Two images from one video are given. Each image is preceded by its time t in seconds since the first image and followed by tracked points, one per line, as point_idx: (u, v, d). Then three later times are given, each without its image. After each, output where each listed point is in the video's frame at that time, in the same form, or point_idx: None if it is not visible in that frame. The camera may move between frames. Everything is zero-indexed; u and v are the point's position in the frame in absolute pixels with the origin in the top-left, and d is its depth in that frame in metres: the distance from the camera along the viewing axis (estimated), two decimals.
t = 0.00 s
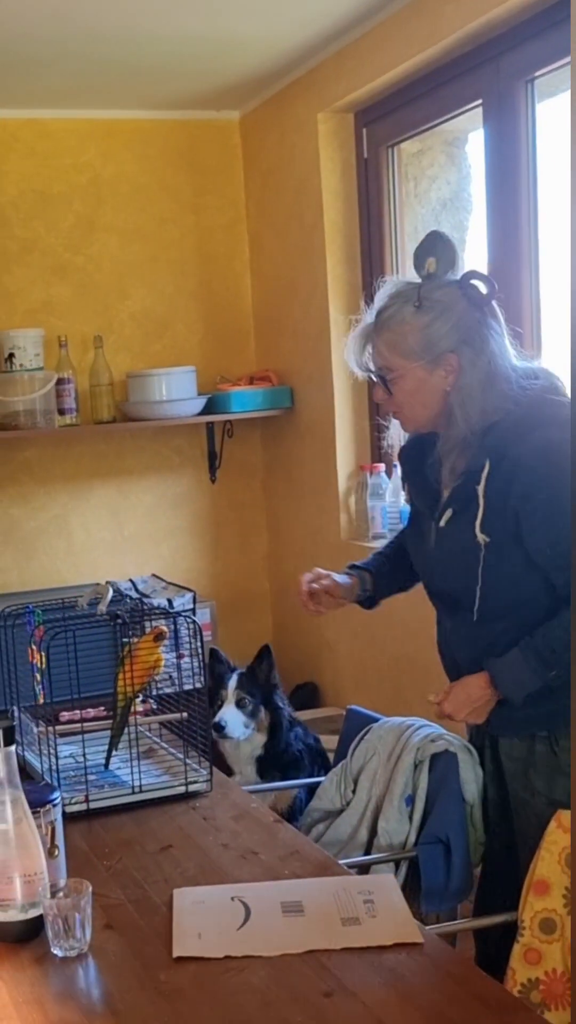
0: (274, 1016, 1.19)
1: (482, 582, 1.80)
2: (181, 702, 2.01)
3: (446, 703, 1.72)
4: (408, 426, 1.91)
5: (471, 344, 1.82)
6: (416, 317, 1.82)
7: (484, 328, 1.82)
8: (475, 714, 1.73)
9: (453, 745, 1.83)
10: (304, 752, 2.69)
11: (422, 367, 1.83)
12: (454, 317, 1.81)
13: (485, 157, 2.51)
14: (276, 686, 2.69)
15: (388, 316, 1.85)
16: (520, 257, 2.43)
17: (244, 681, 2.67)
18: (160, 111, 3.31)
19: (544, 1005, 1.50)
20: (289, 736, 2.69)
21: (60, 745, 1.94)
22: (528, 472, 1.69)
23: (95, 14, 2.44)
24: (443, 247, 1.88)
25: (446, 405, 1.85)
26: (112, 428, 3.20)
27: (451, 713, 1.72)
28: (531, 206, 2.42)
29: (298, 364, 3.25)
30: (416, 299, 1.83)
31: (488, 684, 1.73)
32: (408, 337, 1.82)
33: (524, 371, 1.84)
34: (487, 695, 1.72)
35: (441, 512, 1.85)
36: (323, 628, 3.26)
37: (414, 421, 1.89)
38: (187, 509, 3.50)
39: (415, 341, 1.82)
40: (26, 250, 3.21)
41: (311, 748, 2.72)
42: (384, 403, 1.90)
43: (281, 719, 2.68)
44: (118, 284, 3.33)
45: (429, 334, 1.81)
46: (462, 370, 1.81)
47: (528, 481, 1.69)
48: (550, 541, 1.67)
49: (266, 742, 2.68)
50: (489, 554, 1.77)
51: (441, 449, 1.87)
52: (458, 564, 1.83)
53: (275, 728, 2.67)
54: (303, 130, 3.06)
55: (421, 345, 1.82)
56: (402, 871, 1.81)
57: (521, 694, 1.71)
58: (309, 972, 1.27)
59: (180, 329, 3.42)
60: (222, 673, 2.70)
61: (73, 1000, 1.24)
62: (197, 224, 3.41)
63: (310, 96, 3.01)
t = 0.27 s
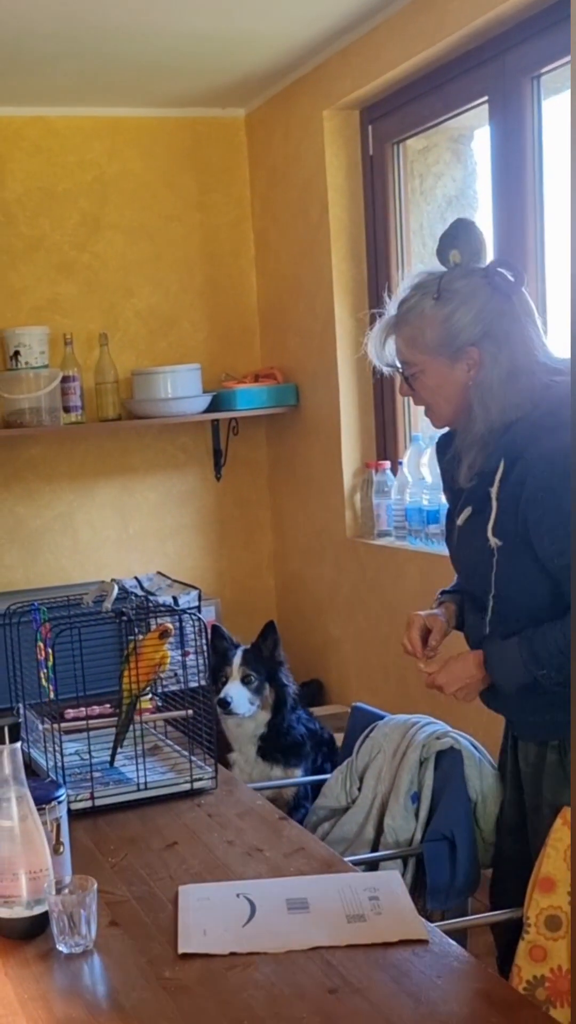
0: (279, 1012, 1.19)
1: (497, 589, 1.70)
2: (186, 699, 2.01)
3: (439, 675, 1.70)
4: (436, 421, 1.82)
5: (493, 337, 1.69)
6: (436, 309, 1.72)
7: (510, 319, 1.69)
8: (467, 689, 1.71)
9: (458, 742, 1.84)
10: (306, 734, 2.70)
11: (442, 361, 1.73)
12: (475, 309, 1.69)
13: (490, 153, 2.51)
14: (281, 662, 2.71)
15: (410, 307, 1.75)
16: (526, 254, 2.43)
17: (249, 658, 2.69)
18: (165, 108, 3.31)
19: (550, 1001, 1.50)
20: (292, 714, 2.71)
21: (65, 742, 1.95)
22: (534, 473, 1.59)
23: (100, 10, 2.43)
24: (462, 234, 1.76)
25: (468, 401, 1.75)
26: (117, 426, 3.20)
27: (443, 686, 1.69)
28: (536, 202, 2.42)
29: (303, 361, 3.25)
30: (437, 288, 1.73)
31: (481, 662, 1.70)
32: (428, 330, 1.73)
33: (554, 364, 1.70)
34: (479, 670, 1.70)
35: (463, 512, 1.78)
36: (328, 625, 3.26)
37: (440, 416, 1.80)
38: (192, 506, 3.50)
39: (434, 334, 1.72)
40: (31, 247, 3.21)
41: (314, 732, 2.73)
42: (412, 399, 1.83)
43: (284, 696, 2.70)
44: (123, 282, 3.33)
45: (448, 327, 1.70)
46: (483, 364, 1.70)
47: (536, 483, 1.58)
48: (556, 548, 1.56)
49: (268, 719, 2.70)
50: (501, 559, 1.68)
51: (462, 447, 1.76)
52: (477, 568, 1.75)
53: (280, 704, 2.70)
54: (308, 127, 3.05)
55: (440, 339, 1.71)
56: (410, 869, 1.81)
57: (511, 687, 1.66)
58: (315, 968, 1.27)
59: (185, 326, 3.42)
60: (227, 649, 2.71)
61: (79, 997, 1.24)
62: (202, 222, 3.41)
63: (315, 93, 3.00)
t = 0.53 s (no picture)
0: (282, 1009, 1.19)
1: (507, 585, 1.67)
2: (189, 697, 2.01)
3: (437, 654, 1.67)
4: (455, 411, 1.77)
5: (513, 324, 1.65)
6: (455, 295, 1.68)
7: (531, 307, 1.65)
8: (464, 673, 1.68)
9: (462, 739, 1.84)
10: (310, 716, 2.71)
11: (461, 348, 1.69)
12: (494, 295, 1.65)
13: (494, 150, 2.51)
14: (285, 641, 2.70)
15: (429, 293, 1.72)
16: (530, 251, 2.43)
17: (252, 634, 2.69)
18: (169, 105, 3.31)
19: (554, 999, 1.49)
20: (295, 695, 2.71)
21: (69, 740, 1.95)
22: (547, 470, 1.57)
23: (103, 6, 2.43)
24: (483, 220, 1.72)
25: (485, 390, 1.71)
26: (120, 423, 3.20)
27: (440, 665, 1.67)
28: (540, 199, 2.42)
29: (307, 358, 3.25)
30: (458, 274, 1.69)
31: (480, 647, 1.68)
32: (446, 317, 1.69)
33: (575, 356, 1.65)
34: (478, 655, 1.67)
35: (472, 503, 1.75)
36: (332, 622, 3.26)
37: (459, 405, 1.76)
38: (195, 504, 3.50)
39: (453, 321, 1.68)
40: (35, 244, 3.21)
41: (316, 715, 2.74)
42: (431, 386, 1.79)
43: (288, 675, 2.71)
44: (126, 279, 3.33)
45: (467, 314, 1.66)
46: (502, 354, 1.66)
47: (547, 480, 1.57)
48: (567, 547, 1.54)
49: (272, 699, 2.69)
50: (509, 553, 1.66)
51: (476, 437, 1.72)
52: (484, 563, 1.71)
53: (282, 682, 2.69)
54: (311, 124, 3.05)
55: (458, 325, 1.68)
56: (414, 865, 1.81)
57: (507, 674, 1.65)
58: (318, 966, 1.27)
59: (189, 324, 3.42)
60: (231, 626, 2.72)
61: (82, 994, 1.24)
62: (206, 219, 3.41)
63: (318, 90, 3.00)
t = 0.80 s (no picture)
0: (286, 1003, 1.19)
1: (506, 570, 1.67)
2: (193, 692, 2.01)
3: (432, 638, 1.73)
4: (469, 399, 1.77)
5: (529, 312, 1.64)
6: (471, 283, 1.67)
7: (547, 295, 1.64)
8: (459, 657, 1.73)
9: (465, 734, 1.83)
10: (314, 704, 2.72)
11: (477, 336, 1.68)
12: (511, 283, 1.64)
13: (498, 143, 2.50)
14: (292, 625, 2.72)
15: (446, 281, 1.71)
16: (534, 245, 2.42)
17: (259, 618, 2.70)
18: (171, 100, 3.30)
19: (557, 993, 1.49)
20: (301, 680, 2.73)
21: (73, 736, 1.95)
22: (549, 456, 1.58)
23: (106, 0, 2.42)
24: (499, 209, 1.71)
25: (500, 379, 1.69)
26: (124, 419, 3.20)
27: (434, 649, 1.73)
28: (544, 193, 2.41)
29: (310, 353, 3.25)
30: (474, 262, 1.68)
31: (473, 633, 1.71)
32: (463, 304, 1.68)
33: None
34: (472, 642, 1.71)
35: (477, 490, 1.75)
36: (336, 617, 3.26)
37: (474, 393, 1.75)
38: (199, 499, 3.50)
39: (469, 308, 1.67)
40: (38, 240, 3.21)
41: (322, 703, 2.75)
42: (444, 376, 1.78)
43: (294, 659, 2.72)
44: (129, 274, 3.32)
45: (484, 301, 1.66)
46: (517, 341, 1.65)
47: (549, 466, 1.57)
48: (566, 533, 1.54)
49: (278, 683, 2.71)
50: (507, 539, 1.65)
51: (487, 425, 1.71)
52: (483, 549, 1.71)
53: (289, 667, 2.71)
54: (315, 119, 3.05)
55: (475, 312, 1.67)
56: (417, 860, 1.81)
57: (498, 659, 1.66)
58: (322, 960, 1.27)
59: (192, 319, 3.41)
60: (237, 609, 2.74)
61: (86, 988, 1.24)
62: (209, 214, 3.40)
63: (322, 84, 3.00)
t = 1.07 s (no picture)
0: (291, 999, 1.19)
1: (511, 557, 1.67)
2: (197, 688, 2.01)
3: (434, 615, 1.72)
4: (479, 390, 1.75)
5: (540, 301, 1.63)
6: (482, 273, 1.67)
7: (557, 286, 1.64)
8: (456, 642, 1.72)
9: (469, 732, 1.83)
10: (321, 687, 2.73)
11: (487, 325, 1.67)
12: (522, 273, 1.64)
13: (501, 138, 2.49)
14: (298, 606, 2.72)
15: (456, 272, 1.70)
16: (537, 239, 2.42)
17: (265, 600, 2.71)
18: (174, 96, 3.30)
19: (562, 990, 1.49)
20: (310, 662, 2.73)
21: (77, 732, 1.95)
22: (552, 443, 1.57)
23: None
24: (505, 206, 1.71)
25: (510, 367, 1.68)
26: (127, 415, 3.20)
27: (435, 626, 1.72)
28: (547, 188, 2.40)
29: (313, 349, 3.24)
30: (484, 253, 1.68)
31: (474, 618, 1.70)
32: (474, 294, 1.67)
33: None
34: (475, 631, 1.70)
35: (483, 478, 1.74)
36: (339, 613, 3.26)
37: (483, 383, 1.73)
38: (202, 496, 3.50)
39: (480, 298, 1.67)
40: (40, 237, 3.21)
41: (329, 686, 2.76)
42: (453, 367, 1.77)
43: (303, 641, 2.73)
44: (132, 271, 3.32)
45: (495, 291, 1.65)
46: (528, 329, 1.64)
47: (553, 452, 1.57)
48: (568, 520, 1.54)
49: (286, 665, 2.72)
50: (510, 526, 1.65)
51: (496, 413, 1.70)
52: (486, 536, 1.71)
53: (298, 646, 2.72)
54: (317, 114, 3.04)
55: (486, 302, 1.66)
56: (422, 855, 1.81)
57: (499, 644, 1.65)
58: (327, 956, 1.27)
59: (195, 315, 3.41)
60: (244, 592, 2.74)
61: (91, 984, 1.24)
62: (211, 209, 3.40)
63: (324, 79, 2.99)
